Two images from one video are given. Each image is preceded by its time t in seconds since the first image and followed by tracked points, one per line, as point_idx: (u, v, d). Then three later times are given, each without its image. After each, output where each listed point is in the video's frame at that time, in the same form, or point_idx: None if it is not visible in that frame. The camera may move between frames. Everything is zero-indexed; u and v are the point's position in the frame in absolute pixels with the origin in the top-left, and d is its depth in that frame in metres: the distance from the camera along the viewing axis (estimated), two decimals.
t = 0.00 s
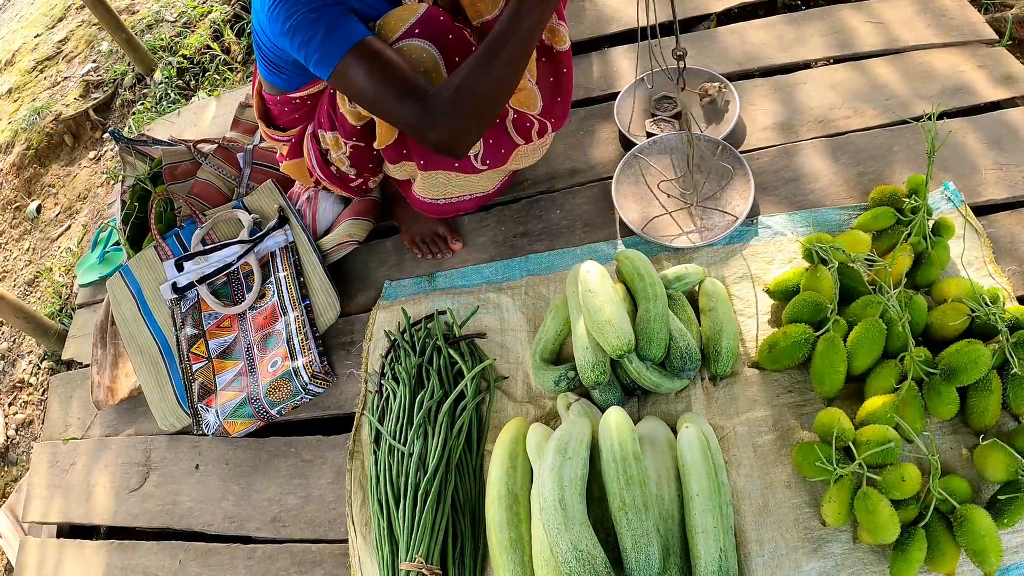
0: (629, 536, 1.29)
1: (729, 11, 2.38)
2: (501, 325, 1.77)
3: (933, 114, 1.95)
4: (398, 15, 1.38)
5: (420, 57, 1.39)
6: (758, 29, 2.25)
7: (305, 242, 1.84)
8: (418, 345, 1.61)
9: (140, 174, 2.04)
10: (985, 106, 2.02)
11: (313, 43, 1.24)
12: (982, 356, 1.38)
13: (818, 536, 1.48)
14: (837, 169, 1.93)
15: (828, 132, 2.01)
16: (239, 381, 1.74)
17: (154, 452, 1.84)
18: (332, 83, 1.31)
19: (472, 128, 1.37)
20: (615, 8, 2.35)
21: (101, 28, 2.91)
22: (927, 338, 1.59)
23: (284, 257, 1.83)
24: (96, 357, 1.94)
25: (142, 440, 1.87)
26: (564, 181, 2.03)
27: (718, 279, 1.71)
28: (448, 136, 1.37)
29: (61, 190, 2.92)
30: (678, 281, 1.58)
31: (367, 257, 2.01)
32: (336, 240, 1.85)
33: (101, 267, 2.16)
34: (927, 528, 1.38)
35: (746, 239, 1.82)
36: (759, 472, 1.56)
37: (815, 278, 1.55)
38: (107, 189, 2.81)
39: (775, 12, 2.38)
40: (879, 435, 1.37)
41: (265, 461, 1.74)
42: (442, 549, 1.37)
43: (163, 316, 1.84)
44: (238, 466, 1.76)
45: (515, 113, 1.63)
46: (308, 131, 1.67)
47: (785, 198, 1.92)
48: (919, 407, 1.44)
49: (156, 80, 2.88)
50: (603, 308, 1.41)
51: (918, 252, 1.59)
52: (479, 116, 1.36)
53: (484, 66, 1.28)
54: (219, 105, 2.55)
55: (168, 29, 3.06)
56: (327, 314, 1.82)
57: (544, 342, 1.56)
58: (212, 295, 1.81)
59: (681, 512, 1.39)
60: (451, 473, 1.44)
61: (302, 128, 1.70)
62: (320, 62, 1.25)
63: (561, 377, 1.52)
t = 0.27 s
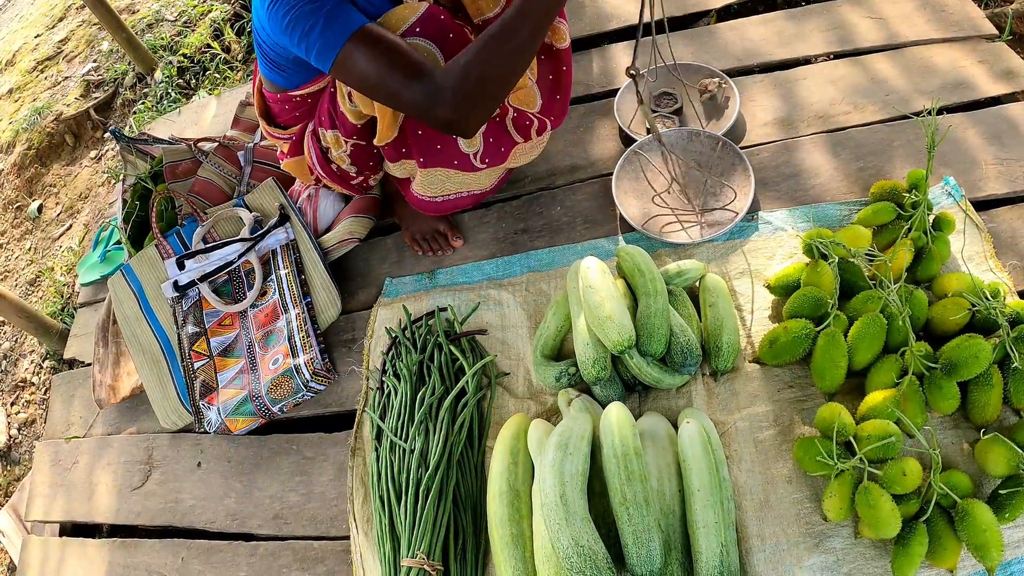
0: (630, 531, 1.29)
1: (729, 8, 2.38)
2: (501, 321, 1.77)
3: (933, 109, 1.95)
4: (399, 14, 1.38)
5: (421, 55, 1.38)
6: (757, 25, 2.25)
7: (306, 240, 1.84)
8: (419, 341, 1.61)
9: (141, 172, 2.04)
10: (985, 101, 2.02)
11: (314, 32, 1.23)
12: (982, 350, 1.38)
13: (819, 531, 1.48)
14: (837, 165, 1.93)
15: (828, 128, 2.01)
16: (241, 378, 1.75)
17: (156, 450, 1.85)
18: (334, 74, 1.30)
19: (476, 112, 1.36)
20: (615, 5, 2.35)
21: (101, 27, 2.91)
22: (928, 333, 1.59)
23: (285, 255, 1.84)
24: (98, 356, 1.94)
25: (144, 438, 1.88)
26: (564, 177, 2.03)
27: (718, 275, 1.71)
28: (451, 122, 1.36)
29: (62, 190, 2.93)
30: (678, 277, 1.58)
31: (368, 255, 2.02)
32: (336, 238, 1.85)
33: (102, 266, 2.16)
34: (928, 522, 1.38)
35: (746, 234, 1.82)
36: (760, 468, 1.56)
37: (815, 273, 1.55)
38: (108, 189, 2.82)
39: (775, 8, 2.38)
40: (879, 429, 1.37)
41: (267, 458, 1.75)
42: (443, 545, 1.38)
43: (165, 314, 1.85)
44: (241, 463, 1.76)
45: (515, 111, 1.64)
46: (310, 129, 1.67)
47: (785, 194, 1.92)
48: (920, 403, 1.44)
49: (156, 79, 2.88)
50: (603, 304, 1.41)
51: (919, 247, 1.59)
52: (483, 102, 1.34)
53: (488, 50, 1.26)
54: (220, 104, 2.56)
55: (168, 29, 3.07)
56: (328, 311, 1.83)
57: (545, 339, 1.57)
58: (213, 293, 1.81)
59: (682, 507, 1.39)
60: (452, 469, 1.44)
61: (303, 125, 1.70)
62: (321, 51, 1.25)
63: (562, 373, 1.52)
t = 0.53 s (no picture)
0: (631, 525, 1.29)
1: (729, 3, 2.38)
2: (502, 316, 1.78)
3: (934, 104, 1.95)
4: (397, 16, 1.36)
5: (422, 60, 1.39)
6: (758, 20, 2.25)
7: (307, 236, 1.85)
8: (421, 336, 1.61)
9: (142, 169, 2.03)
10: (986, 96, 2.02)
11: (314, 60, 1.29)
12: (983, 343, 1.38)
13: (820, 524, 1.48)
14: (838, 159, 1.93)
15: (828, 123, 2.01)
16: (242, 374, 1.75)
17: (158, 446, 1.85)
18: (328, 90, 1.37)
19: (458, 162, 1.40)
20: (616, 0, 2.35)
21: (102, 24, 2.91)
22: (929, 327, 1.59)
23: (286, 250, 1.84)
24: (101, 352, 1.94)
25: (146, 434, 1.88)
26: (565, 172, 2.04)
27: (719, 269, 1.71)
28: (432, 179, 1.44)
29: (64, 187, 2.94)
30: (678, 271, 1.59)
31: (369, 250, 2.02)
32: (338, 233, 1.85)
33: (104, 263, 2.17)
34: (929, 516, 1.38)
35: (747, 229, 1.82)
36: (761, 461, 1.56)
37: (816, 267, 1.56)
38: (110, 186, 2.82)
39: (776, 3, 2.38)
40: (880, 423, 1.37)
41: (269, 453, 1.75)
42: (444, 539, 1.38)
43: (167, 311, 1.85)
44: (242, 458, 1.76)
45: (517, 108, 1.62)
46: (312, 127, 1.67)
47: (786, 188, 1.92)
48: (920, 396, 1.43)
49: (157, 76, 2.89)
50: (604, 298, 1.41)
51: (920, 241, 1.59)
52: (463, 153, 1.38)
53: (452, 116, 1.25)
54: (221, 100, 2.56)
55: (169, 26, 3.07)
56: (329, 307, 1.83)
57: (546, 333, 1.57)
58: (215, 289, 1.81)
59: (683, 500, 1.39)
60: (454, 463, 1.45)
61: (305, 123, 1.69)
62: (320, 79, 1.32)
63: (563, 367, 1.52)
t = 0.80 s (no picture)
0: (632, 522, 1.29)
1: None
2: (504, 313, 1.78)
3: (936, 101, 1.95)
4: (387, 23, 1.34)
5: (412, 67, 1.42)
6: (760, 17, 2.25)
7: (309, 232, 1.84)
8: (422, 333, 1.61)
9: (143, 166, 2.01)
10: (989, 93, 2.01)
11: (303, 87, 1.29)
12: (985, 341, 1.38)
13: (821, 522, 1.48)
14: (840, 157, 1.92)
15: (830, 120, 2.01)
16: (244, 370, 1.75)
17: (160, 443, 1.86)
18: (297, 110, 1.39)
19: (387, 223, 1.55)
20: None
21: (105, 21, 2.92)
22: (931, 325, 1.59)
23: (288, 247, 1.84)
24: (103, 349, 1.94)
25: (148, 430, 1.88)
26: (567, 170, 2.04)
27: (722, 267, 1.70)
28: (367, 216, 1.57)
29: (66, 184, 2.94)
30: (680, 269, 1.59)
31: (371, 247, 2.01)
32: (341, 232, 1.85)
33: (106, 259, 2.17)
34: (930, 514, 1.38)
35: (748, 226, 1.82)
36: (762, 458, 1.56)
37: (818, 264, 1.55)
38: (112, 183, 2.83)
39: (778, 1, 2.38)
40: (881, 420, 1.37)
41: (270, 450, 1.75)
42: (446, 535, 1.38)
43: (169, 307, 1.85)
44: (244, 455, 1.77)
45: (515, 111, 1.64)
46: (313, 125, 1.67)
47: (787, 185, 1.92)
48: (922, 394, 1.43)
49: (160, 74, 2.89)
50: (606, 296, 1.41)
51: (922, 238, 1.59)
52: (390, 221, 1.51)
53: (375, 239, 1.37)
54: (223, 97, 2.56)
55: (171, 23, 3.07)
56: (331, 303, 1.84)
57: (547, 330, 1.57)
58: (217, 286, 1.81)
59: (683, 497, 1.39)
60: (455, 460, 1.45)
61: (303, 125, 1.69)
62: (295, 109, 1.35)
63: (564, 364, 1.52)
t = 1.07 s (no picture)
0: (630, 523, 1.29)
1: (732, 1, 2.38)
2: (504, 314, 1.78)
3: (936, 103, 1.95)
4: (382, 33, 1.36)
5: (408, 77, 1.43)
6: (760, 18, 2.25)
7: (309, 233, 1.85)
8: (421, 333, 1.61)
9: (144, 166, 2.03)
10: (989, 95, 2.01)
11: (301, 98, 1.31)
12: (984, 343, 1.38)
13: (820, 523, 1.48)
14: (839, 158, 1.93)
15: (830, 122, 2.01)
16: (244, 370, 1.76)
17: (160, 442, 1.86)
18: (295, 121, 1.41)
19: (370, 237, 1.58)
20: None
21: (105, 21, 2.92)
22: (931, 326, 1.59)
23: (288, 247, 1.84)
24: (103, 348, 1.95)
25: (148, 430, 1.89)
26: (567, 170, 2.04)
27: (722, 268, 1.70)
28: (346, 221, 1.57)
29: (67, 184, 2.94)
30: (679, 269, 1.59)
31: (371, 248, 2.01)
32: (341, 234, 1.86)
33: (107, 259, 2.17)
34: (929, 515, 1.38)
35: (749, 228, 1.82)
36: (761, 460, 1.56)
37: (817, 266, 1.55)
38: (112, 183, 2.83)
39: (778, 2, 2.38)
40: (880, 422, 1.37)
41: (270, 450, 1.75)
42: (445, 535, 1.38)
43: (169, 307, 1.86)
44: (244, 455, 1.77)
45: (514, 116, 1.63)
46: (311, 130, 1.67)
47: (787, 187, 1.92)
48: (921, 396, 1.44)
49: (160, 73, 2.89)
50: (605, 297, 1.41)
51: (921, 240, 1.59)
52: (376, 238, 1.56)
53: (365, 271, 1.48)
54: (223, 97, 2.57)
55: (172, 23, 3.08)
56: (331, 303, 1.83)
57: (547, 330, 1.57)
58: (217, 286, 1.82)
59: (682, 498, 1.39)
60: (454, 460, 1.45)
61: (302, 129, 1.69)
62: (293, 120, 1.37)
63: (563, 364, 1.53)
